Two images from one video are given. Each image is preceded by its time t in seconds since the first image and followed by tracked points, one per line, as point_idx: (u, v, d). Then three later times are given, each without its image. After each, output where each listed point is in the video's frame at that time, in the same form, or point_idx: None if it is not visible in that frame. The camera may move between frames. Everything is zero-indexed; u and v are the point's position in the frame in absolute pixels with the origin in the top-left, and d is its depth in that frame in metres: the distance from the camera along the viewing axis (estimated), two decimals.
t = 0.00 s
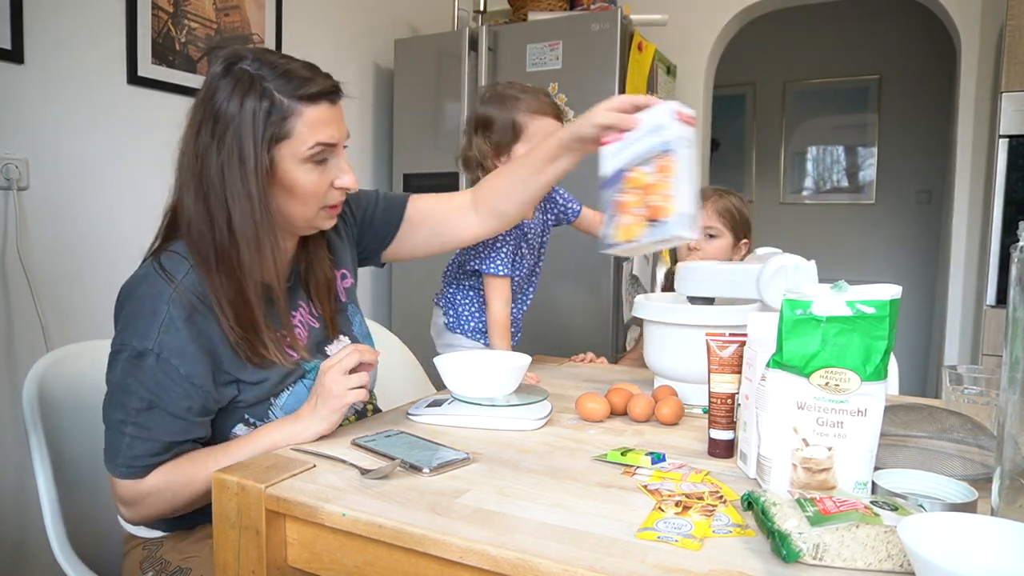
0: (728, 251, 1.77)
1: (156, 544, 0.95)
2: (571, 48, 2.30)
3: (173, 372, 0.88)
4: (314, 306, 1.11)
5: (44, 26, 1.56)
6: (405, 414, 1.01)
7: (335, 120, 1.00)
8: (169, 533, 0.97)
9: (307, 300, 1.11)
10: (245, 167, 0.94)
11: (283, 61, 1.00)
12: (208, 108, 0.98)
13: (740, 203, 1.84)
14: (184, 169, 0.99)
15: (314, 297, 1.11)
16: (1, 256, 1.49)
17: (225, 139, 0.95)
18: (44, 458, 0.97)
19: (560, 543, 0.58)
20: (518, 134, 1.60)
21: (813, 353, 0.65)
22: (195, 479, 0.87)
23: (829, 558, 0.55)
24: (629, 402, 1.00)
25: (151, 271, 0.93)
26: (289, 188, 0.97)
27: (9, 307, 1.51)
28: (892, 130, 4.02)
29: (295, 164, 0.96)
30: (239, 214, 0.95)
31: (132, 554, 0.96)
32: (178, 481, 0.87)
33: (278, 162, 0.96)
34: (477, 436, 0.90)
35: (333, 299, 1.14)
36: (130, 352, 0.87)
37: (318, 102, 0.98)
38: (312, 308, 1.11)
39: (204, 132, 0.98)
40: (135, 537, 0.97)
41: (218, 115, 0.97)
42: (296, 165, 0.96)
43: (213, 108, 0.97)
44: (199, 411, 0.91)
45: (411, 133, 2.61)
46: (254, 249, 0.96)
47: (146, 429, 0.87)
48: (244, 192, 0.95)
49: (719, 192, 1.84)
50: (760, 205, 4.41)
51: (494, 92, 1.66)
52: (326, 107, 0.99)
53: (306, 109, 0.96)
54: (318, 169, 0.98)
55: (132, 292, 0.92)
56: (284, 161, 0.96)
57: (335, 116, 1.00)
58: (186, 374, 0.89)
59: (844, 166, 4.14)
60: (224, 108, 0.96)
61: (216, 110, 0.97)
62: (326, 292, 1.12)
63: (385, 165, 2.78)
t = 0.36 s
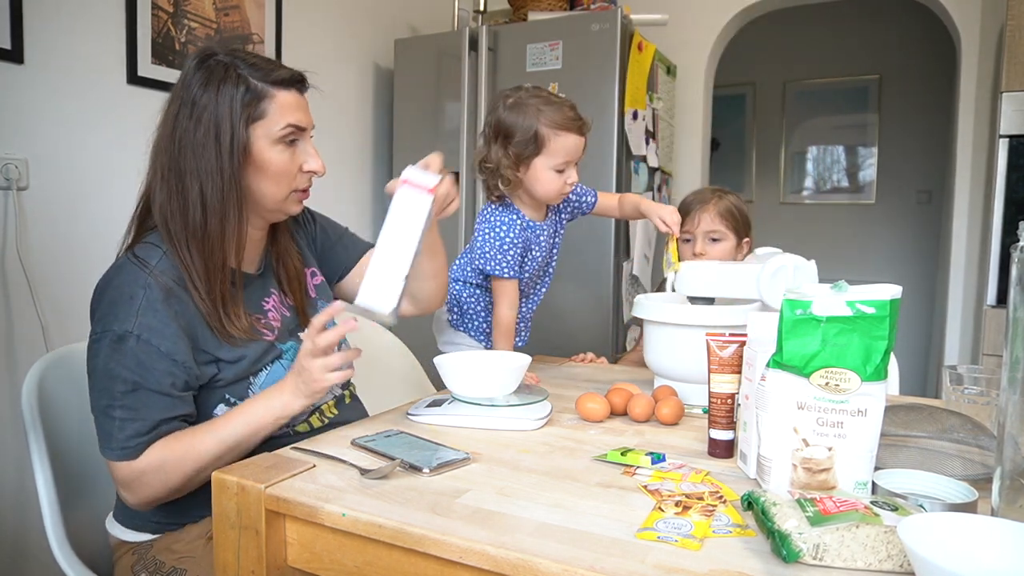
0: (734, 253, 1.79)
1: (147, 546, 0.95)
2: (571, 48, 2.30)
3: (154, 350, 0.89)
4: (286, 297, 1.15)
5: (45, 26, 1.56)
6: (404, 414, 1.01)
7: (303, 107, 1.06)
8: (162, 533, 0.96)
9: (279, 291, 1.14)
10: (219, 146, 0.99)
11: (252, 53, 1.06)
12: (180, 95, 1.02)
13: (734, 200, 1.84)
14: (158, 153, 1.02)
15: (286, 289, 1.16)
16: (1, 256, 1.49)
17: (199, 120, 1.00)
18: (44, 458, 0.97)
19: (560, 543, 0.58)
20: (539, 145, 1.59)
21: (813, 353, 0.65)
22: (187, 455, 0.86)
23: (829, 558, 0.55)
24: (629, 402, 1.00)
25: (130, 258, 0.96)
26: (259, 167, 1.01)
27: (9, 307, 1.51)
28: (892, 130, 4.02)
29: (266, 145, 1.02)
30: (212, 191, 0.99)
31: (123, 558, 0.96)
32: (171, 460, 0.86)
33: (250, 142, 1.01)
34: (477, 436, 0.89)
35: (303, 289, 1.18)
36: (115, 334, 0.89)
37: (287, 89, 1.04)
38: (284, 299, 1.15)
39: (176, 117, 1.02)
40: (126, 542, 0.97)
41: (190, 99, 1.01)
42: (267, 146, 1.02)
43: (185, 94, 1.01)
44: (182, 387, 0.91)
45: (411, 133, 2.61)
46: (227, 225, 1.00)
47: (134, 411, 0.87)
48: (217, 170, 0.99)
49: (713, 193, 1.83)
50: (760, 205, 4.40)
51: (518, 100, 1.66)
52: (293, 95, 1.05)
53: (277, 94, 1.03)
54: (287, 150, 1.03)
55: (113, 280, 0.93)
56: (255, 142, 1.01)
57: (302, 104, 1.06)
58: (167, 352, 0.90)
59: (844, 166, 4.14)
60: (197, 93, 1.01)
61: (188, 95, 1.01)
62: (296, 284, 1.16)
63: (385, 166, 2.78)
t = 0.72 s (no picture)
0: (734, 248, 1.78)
1: (147, 547, 0.94)
2: (571, 47, 2.30)
3: (147, 344, 0.89)
4: (278, 294, 1.14)
5: (45, 26, 1.56)
6: (404, 414, 1.01)
7: (298, 106, 1.07)
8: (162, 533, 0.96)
9: (271, 288, 1.14)
10: (215, 143, 0.99)
11: (248, 52, 1.06)
12: (176, 92, 1.02)
13: (736, 192, 1.82)
14: (154, 151, 1.02)
15: (277, 285, 1.15)
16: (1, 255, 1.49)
17: (195, 117, 1.00)
18: (44, 457, 0.97)
19: (560, 544, 0.58)
20: (548, 137, 1.57)
21: (813, 353, 0.65)
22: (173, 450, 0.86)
23: (829, 558, 0.55)
24: (629, 402, 1.00)
25: (126, 252, 0.95)
26: (254, 164, 1.02)
27: (9, 308, 1.51)
28: (892, 130, 4.02)
29: (261, 142, 1.02)
30: (209, 187, 0.99)
31: (123, 559, 0.95)
32: (157, 454, 0.86)
33: (245, 140, 1.01)
34: (477, 436, 0.90)
35: (296, 288, 1.18)
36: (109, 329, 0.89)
37: (282, 87, 1.05)
38: (276, 294, 1.14)
39: (172, 114, 1.02)
40: (126, 543, 0.96)
41: (187, 97, 1.01)
42: (262, 143, 1.02)
43: (181, 92, 1.02)
44: (176, 380, 0.91)
45: (412, 133, 2.61)
46: (224, 221, 1.01)
47: (127, 404, 0.87)
48: (213, 166, 0.99)
49: (713, 186, 1.80)
50: (760, 205, 4.40)
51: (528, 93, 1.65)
52: (288, 93, 1.05)
53: (272, 92, 1.03)
54: (281, 148, 1.04)
55: (108, 275, 0.93)
56: (250, 139, 1.01)
57: (297, 103, 1.07)
58: (161, 344, 0.90)
59: (844, 166, 4.14)
60: (192, 91, 1.01)
61: (185, 93, 1.01)
62: (289, 281, 1.16)
63: (385, 166, 2.78)
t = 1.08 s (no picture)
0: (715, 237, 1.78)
1: (147, 547, 0.94)
2: (571, 47, 2.30)
3: (143, 344, 0.89)
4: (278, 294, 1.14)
5: (45, 26, 1.56)
6: (404, 414, 1.01)
7: (299, 106, 1.07)
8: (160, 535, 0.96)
9: (271, 288, 1.14)
10: (219, 144, 0.99)
11: (249, 52, 1.06)
12: (178, 94, 1.02)
13: (721, 183, 1.82)
14: (156, 153, 1.02)
15: (277, 286, 1.15)
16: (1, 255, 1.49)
17: (198, 117, 1.00)
18: (44, 457, 0.96)
19: (560, 543, 0.58)
20: (531, 127, 1.59)
21: (813, 353, 0.65)
22: (159, 449, 0.86)
23: (829, 558, 0.55)
24: (629, 402, 1.00)
25: (123, 251, 0.96)
26: (258, 164, 1.02)
27: (9, 308, 1.51)
28: (892, 130, 4.02)
29: (265, 141, 1.02)
30: (214, 189, 0.99)
31: (123, 559, 0.95)
32: (142, 454, 0.86)
33: (248, 140, 1.01)
34: (476, 436, 0.90)
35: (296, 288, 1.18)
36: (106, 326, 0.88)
37: (283, 87, 1.05)
38: (276, 294, 1.14)
39: (175, 115, 1.02)
40: (125, 542, 0.96)
41: (189, 98, 1.01)
42: (266, 142, 1.02)
43: (183, 93, 1.01)
44: (169, 384, 0.91)
45: (412, 133, 2.61)
46: (229, 223, 1.01)
47: (117, 405, 0.86)
48: (217, 165, 0.99)
49: (697, 176, 1.82)
50: (760, 205, 4.41)
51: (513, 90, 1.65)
52: (289, 93, 1.06)
53: (275, 92, 1.03)
54: (284, 147, 1.04)
55: (104, 273, 0.93)
56: (254, 139, 1.01)
57: (298, 103, 1.07)
58: (156, 347, 0.90)
59: (844, 166, 4.14)
60: (195, 92, 1.01)
61: (187, 94, 1.01)
62: (289, 281, 1.16)
63: (385, 166, 2.78)
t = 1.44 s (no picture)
0: (662, 172, 1.78)
1: (149, 546, 0.94)
2: (571, 47, 2.30)
3: (174, 311, 0.87)
4: (286, 286, 1.15)
5: (44, 26, 1.56)
6: (404, 413, 1.01)
7: (321, 120, 1.08)
8: (162, 534, 0.95)
9: (281, 283, 1.15)
10: (239, 146, 0.99)
11: (283, 60, 1.06)
12: (209, 89, 1.01)
13: (674, 120, 1.82)
14: (181, 139, 1.02)
15: (287, 280, 1.16)
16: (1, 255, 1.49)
17: (223, 117, 0.99)
18: (44, 456, 0.96)
19: (561, 544, 0.58)
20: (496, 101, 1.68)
21: (813, 353, 0.65)
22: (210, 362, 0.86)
23: (829, 558, 0.55)
24: (629, 402, 1.00)
25: (154, 218, 0.96)
26: (270, 172, 1.03)
27: (9, 307, 1.51)
28: (892, 130, 4.02)
29: (280, 151, 1.03)
30: (231, 188, 0.99)
31: (124, 557, 0.95)
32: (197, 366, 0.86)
33: (264, 147, 1.01)
34: (476, 436, 0.89)
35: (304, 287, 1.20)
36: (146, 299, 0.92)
37: (310, 100, 1.05)
38: (285, 287, 1.15)
39: (202, 109, 1.01)
40: (128, 538, 0.97)
41: (218, 95, 1.00)
42: (280, 153, 1.03)
43: (215, 89, 1.01)
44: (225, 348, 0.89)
45: (411, 133, 2.61)
46: (239, 225, 1.01)
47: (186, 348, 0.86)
48: (235, 166, 0.99)
49: (649, 109, 1.83)
50: (760, 205, 4.41)
51: (459, 72, 1.79)
52: (315, 107, 1.06)
53: (299, 105, 1.03)
54: (298, 158, 1.05)
55: (140, 242, 0.93)
56: (270, 147, 1.02)
57: (321, 116, 1.07)
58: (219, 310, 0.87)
59: (844, 166, 4.14)
60: (227, 89, 1.00)
61: (218, 91, 1.00)
62: (297, 277, 1.17)
63: (385, 166, 2.78)
